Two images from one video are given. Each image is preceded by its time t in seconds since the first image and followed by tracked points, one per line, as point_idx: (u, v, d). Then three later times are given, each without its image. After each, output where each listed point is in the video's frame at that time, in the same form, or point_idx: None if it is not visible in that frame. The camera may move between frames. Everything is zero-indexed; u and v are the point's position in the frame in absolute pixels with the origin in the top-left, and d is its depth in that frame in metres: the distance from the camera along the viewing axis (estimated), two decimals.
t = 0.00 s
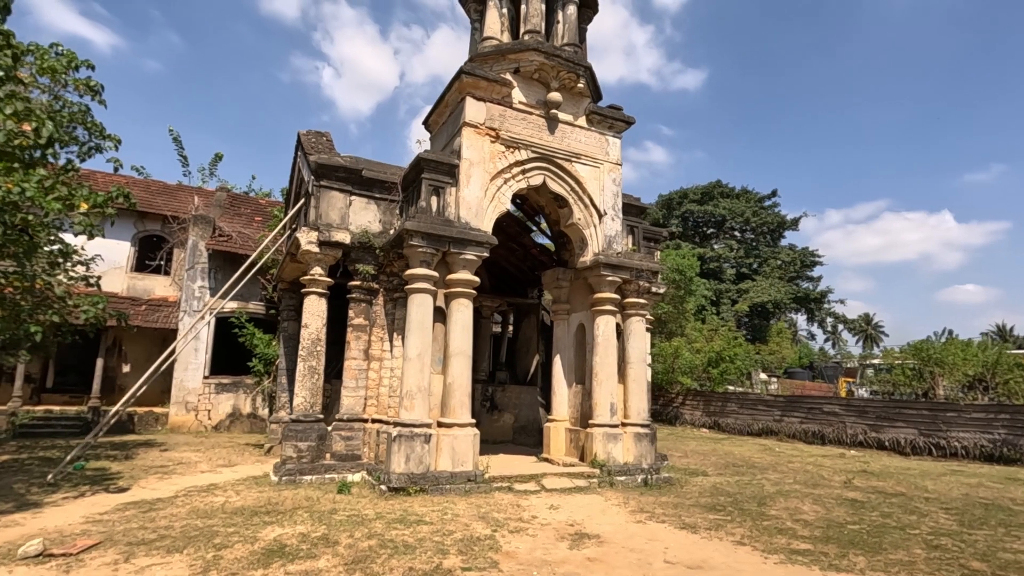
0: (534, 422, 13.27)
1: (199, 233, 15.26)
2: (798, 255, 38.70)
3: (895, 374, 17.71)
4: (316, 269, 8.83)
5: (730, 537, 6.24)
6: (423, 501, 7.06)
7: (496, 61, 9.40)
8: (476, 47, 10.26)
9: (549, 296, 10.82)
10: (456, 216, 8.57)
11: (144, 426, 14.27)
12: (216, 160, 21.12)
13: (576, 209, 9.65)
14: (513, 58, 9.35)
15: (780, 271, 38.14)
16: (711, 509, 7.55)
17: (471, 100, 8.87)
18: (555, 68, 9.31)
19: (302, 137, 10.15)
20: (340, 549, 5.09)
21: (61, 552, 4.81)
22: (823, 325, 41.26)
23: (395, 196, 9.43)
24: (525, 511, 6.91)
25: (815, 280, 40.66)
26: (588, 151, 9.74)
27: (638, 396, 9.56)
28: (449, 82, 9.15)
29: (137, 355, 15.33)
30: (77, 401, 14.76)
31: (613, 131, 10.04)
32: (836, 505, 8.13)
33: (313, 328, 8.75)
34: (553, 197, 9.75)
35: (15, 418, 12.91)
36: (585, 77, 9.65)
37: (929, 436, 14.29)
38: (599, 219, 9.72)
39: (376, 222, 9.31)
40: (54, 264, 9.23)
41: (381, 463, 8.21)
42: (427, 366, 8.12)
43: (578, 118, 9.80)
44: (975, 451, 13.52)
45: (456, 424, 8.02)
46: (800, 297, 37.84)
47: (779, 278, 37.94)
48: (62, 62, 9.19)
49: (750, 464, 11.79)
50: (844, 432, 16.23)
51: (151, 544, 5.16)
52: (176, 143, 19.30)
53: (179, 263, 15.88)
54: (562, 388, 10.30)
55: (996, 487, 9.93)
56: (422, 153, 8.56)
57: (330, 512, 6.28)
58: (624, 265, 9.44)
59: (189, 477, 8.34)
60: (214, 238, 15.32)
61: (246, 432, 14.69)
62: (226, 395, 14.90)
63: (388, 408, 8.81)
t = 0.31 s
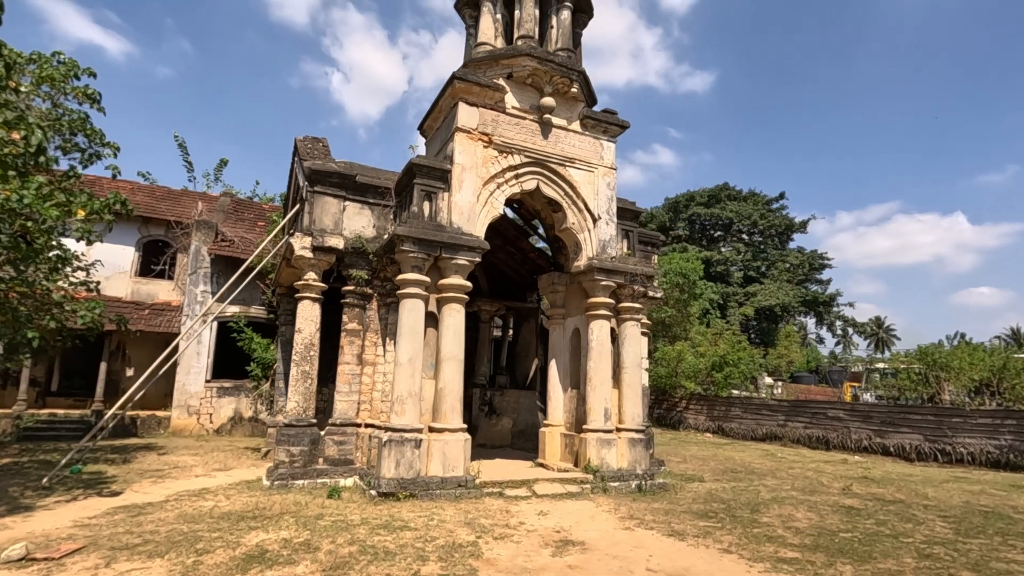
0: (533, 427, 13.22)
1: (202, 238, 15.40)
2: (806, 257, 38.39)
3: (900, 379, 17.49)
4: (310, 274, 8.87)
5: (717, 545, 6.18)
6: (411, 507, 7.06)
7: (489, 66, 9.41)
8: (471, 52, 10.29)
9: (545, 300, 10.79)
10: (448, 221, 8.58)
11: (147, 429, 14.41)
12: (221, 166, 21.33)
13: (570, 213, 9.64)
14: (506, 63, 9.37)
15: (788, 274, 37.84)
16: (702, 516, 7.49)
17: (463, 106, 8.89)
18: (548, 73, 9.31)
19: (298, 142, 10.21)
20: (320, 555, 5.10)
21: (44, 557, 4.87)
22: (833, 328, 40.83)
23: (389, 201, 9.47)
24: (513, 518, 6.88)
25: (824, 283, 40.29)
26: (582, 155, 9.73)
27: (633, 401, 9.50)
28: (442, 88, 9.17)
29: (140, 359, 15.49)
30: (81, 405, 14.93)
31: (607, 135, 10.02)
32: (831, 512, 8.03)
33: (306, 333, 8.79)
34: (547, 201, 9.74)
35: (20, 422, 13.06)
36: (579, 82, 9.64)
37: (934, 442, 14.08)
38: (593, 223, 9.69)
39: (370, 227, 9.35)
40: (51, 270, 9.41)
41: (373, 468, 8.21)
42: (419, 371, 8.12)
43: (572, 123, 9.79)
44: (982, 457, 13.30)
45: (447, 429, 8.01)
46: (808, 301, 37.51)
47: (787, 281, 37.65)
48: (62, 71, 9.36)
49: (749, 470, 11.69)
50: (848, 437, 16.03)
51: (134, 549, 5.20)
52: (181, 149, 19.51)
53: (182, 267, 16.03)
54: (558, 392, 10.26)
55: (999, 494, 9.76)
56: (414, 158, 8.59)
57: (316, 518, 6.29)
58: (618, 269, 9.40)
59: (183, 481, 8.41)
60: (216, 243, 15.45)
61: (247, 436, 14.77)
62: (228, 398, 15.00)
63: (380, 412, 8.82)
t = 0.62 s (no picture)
0: (540, 432, 13.16)
1: (215, 244, 15.63)
2: (825, 262, 37.80)
3: (919, 386, 17.10)
4: (314, 279, 8.94)
5: (717, 553, 6.06)
6: (409, 511, 7.05)
7: (492, 71, 9.44)
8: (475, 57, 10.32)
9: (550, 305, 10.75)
10: (450, 226, 8.60)
11: (161, 432, 14.62)
12: (236, 173, 21.65)
13: (573, 217, 9.60)
14: (508, 68, 9.39)
15: (806, 279, 37.27)
16: (705, 524, 7.36)
17: (465, 111, 8.92)
18: (551, 78, 9.30)
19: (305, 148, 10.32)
20: (311, 558, 5.11)
21: (41, 556, 4.94)
22: (852, 334, 40.09)
23: (393, 206, 9.52)
24: (510, 523, 6.84)
25: (843, 288, 39.61)
26: (585, 159, 9.69)
27: (637, 406, 9.40)
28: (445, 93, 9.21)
29: (155, 363, 15.74)
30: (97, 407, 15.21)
31: (611, 139, 9.97)
32: (839, 522, 7.84)
33: (310, 336, 8.85)
34: (550, 205, 9.72)
35: (37, 423, 13.33)
36: (582, 86, 9.62)
37: (953, 451, 13.70)
38: (597, 227, 9.64)
39: (374, 232, 9.40)
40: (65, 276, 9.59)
41: (374, 471, 8.23)
42: (419, 375, 8.13)
43: (575, 127, 9.77)
44: (1003, 467, 12.91)
45: (447, 433, 8.01)
46: (827, 306, 36.88)
47: (805, 286, 37.07)
48: (75, 81, 9.55)
49: (759, 478, 11.49)
50: (864, 445, 15.67)
51: (130, 550, 5.26)
52: (197, 156, 19.85)
53: (196, 272, 16.29)
54: (562, 397, 10.19)
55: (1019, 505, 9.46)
56: (416, 163, 8.62)
57: (313, 521, 6.31)
58: (621, 274, 9.33)
59: (188, 483, 8.51)
60: (228, 248, 15.62)
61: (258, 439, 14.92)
62: (240, 402, 15.18)
63: (383, 416, 8.85)
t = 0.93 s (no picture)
0: (546, 436, 13.07)
1: (226, 247, 15.79)
2: (843, 265, 37.18)
3: (937, 392, 16.70)
4: (316, 281, 8.98)
5: (715, 561, 5.93)
6: (406, 514, 7.02)
7: (494, 73, 9.43)
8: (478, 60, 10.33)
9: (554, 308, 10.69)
10: (450, 228, 8.60)
11: (172, 433, 14.80)
12: (249, 178, 21.92)
13: (576, 219, 9.54)
14: (510, 70, 9.37)
15: (823, 282, 36.69)
16: (707, 531, 7.22)
17: (466, 113, 8.91)
18: (552, 79, 9.26)
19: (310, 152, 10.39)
20: (300, 560, 5.09)
21: (34, 554, 4.99)
22: (872, 338, 39.33)
23: (395, 209, 9.54)
24: (506, 527, 6.77)
25: (862, 291, 38.92)
26: (588, 161, 9.63)
27: (641, 410, 9.28)
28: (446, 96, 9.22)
29: (167, 365, 15.95)
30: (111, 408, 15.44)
31: (614, 140, 9.89)
32: (847, 530, 7.63)
33: (312, 339, 8.89)
34: (553, 208, 9.66)
35: (52, 424, 13.57)
36: (584, 87, 9.56)
37: (972, 458, 13.32)
38: (600, 229, 9.56)
39: (376, 235, 9.43)
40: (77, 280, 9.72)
41: (373, 474, 8.23)
42: (419, 378, 8.12)
43: (578, 128, 9.71)
44: None
45: (446, 436, 7.97)
46: (845, 310, 36.25)
47: (822, 289, 36.48)
48: (85, 87, 9.69)
49: (768, 484, 11.27)
50: (880, 452, 15.31)
51: (123, 549, 5.29)
52: (211, 162, 20.16)
53: (208, 275, 16.50)
54: (566, 400, 10.11)
55: None
56: (417, 166, 8.63)
57: (307, 522, 6.30)
58: (624, 276, 9.24)
59: (191, 483, 8.58)
60: (239, 252, 15.79)
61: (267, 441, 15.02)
62: (250, 404, 15.31)
63: (384, 419, 8.85)
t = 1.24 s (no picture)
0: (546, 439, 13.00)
1: (229, 250, 15.88)
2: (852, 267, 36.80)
3: (945, 396, 16.45)
4: (311, 284, 9.00)
5: (704, 568, 5.85)
6: (396, 518, 7.00)
7: (489, 76, 9.42)
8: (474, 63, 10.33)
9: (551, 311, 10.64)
10: (444, 231, 8.59)
11: (175, 435, 14.89)
12: (254, 181, 22.07)
13: (572, 222, 9.49)
14: (505, 73, 9.37)
15: (833, 284, 36.32)
16: (700, 537, 7.13)
17: (461, 116, 8.90)
18: (548, 82, 9.23)
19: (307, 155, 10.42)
20: (282, 564, 5.08)
21: (19, 557, 5.02)
22: (883, 341, 38.85)
23: (390, 212, 9.54)
24: (496, 532, 6.73)
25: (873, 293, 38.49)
26: (584, 163, 9.58)
27: (637, 415, 9.20)
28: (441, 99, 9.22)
29: (171, 367, 16.06)
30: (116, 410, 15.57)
31: (611, 142, 9.84)
32: (844, 537, 7.51)
33: (306, 342, 8.91)
34: (549, 210, 9.62)
35: (57, 425, 13.71)
36: (580, 89, 9.52)
37: (980, 464, 13.09)
38: (596, 231, 9.51)
39: (371, 238, 9.43)
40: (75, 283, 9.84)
41: (366, 477, 8.21)
42: (411, 381, 8.11)
43: (574, 130, 9.67)
44: None
45: (439, 440, 7.95)
46: (855, 312, 35.86)
47: (832, 291, 36.12)
48: (86, 92, 9.78)
49: (769, 489, 11.13)
50: (887, 457, 15.08)
51: (109, 552, 5.31)
52: (217, 165, 20.31)
53: (212, 278, 16.59)
54: (563, 404, 10.04)
55: None
56: (411, 169, 8.63)
57: (295, 526, 6.30)
58: (620, 279, 9.17)
59: (186, 486, 8.61)
60: (242, 255, 15.88)
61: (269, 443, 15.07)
62: (252, 406, 15.37)
63: (378, 422, 8.84)
